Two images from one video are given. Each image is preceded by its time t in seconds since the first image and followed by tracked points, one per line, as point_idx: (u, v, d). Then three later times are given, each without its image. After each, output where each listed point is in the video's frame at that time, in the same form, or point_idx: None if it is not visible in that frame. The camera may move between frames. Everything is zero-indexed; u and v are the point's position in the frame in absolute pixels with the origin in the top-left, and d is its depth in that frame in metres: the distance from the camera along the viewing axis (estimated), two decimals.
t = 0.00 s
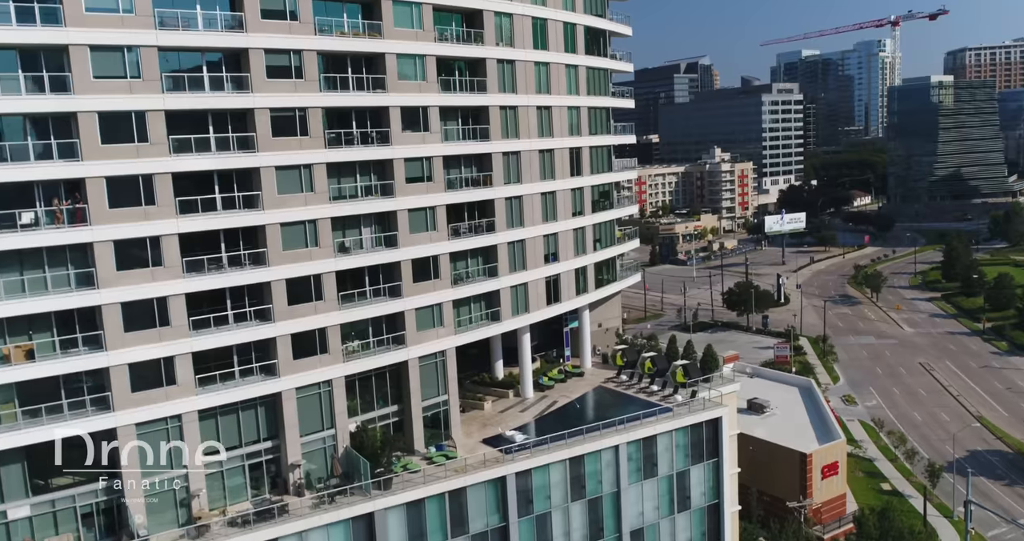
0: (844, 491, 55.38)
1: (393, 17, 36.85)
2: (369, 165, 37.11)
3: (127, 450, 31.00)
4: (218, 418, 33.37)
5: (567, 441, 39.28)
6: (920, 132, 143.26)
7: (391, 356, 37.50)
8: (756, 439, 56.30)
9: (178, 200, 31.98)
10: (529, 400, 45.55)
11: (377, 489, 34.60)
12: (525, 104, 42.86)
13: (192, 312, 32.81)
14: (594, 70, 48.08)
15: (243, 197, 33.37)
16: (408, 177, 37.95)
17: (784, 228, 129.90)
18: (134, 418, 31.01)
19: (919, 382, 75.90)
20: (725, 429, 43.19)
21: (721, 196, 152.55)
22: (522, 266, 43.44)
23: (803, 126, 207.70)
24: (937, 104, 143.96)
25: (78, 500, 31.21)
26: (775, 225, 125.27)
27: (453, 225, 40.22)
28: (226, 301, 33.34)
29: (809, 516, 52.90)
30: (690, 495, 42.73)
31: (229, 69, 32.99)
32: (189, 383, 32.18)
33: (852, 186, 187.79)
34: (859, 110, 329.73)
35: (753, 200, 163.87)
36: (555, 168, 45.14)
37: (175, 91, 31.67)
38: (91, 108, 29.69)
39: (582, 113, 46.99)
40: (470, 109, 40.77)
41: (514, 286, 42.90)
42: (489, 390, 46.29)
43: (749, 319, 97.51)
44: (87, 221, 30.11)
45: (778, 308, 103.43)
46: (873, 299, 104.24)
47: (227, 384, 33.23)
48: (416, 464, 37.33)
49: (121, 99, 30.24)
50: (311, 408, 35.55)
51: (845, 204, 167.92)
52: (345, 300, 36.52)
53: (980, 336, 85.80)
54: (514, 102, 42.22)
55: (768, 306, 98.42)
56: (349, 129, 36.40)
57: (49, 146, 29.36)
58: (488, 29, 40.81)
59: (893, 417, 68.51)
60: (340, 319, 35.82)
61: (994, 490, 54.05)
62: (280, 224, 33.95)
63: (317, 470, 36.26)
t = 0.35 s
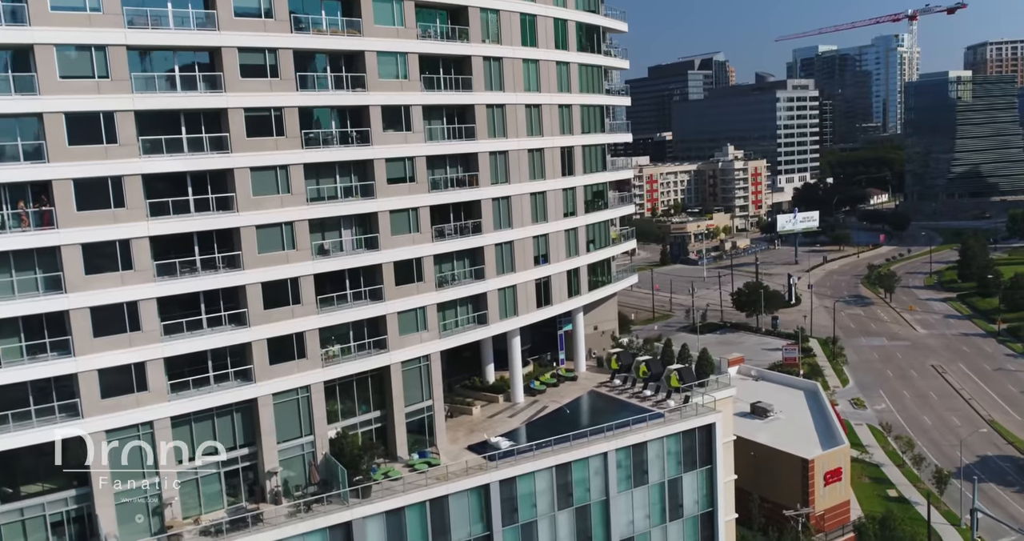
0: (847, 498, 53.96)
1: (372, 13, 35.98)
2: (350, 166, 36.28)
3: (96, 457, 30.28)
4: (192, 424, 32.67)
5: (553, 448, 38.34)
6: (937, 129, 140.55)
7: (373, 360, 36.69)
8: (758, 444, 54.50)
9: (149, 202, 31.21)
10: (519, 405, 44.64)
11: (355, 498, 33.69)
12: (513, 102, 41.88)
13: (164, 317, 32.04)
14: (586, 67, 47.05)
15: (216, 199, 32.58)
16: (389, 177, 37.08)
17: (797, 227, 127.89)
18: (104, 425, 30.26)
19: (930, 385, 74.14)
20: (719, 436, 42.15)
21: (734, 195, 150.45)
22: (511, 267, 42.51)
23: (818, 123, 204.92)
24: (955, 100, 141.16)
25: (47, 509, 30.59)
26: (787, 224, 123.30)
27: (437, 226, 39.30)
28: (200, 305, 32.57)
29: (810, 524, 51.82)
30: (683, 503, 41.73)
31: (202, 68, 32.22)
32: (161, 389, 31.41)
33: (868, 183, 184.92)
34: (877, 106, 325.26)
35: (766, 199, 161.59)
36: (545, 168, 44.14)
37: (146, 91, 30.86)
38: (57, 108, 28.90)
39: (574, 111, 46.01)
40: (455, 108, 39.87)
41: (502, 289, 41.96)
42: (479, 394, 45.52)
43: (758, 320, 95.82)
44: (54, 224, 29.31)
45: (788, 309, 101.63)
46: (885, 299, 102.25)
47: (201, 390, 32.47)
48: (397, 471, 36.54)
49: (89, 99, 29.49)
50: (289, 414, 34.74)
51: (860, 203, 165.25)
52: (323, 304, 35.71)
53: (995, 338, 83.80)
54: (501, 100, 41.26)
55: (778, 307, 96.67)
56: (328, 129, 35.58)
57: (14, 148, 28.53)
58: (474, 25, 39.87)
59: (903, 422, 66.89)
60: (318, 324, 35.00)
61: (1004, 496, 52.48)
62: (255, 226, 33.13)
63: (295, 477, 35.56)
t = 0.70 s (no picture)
0: (851, 505, 52.36)
1: (349, 11, 35.20)
2: (326, 167, 35.51)
3: (64, 465, 29.48)
4: (164, 431, 31.94)
5: (537, 455, 37.34)
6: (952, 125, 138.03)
7: (351, 366, 35.87)
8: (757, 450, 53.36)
9: (117, 205, 30.47)
10: (507, 410, 43.77)
11: (331, 507, 32.80)
12: (497, 101, 40.97)
13: (133, 322, 31.28)
14: (575, 65, 46.09)
15: (187, 201, 31.85)
16: (368, 178, 36.28)
17: (808, 226, 125.96)
18: (71, 433, 29.47)
19: (941, 388, 72.42)
20: (711, 442, 41.02)
21: (746, 193, 148.48)
22: (498, 270, 41.61)
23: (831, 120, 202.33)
24: (971, 96, 138.55)
25: (13, 518, 29.90)
26: (798, 223, 121.43)
27: (419, 228, 38.44)
28: (171, 310, 31.84)
29: (808, 532, 50.35)
30: (673, 512, 40.64)
31: (171, 67, 31.45)
32: (130, 396, 30.63)
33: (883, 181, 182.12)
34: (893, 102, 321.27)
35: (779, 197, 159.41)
36: (533, 168, 43.19)
37: (113, 91, 30.09)
38: (20, 109, 28.14)
39: (563, 110, 45.09)
40: (437, 107, 39.06)
41: (487, 291, 41.07)
42: (467, 399, 44.68)
43: (766, 321, 94.18)
44: (17, 227, 28.45)
45: (797, 309, 99.87)
46: (897, 300, 100.29)
47: (173, 396, 31.73)
48: (376, 479, 35.69)
49: (53, 100, 28.71)
50: (264, 420, 33.95)
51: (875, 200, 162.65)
52: (299, 308, 34.94)
53: (1008, 339, 81.87)
54: (485, 98, 40.38)
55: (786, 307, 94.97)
56: (304, 130, 34.84)
57: None
58: (456, 22, 39.05)
59: (911, 425, 65.19)
60: (294, 329, 34.22)
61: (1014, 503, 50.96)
62: (227, 229, 32.37)
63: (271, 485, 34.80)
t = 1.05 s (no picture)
0: (852, 512, 50.84)
1: (323, 8, 34.24)
2: (300, 168, 34.61)
3: (28, 475, 28.71)
4: (131, 441, 31.12)
5: (519, 464, 36.30)
6: (969, 121, 135.27)
7: (327, 372, 35.01)
8: (756, 456, 51.84)
9: (81, 208, 29.67)
10: (493, 416, 42.76)
11: (303, 517, 31.91)
12: (481, 100, 39.92)
13: (99, 327, 30.53)
14: (565, 62, 44.94)
15: (154, 204, 31.07)
16: (345, 180, 35.38)
17: (820, 225, 123.77)
18: (33, 441, 28.71)
19: (951, 391, 70.65)
20: (701, 450, 39.87)
21: (758, 191, 146.25)
22: (482, 272, 40.60)
23: (846, 117, 199.44)
24: (988, 91, 135.66)
25: None
26: (809, 221, 119.38)
27: (398, 230, 37.49)
28: (139, 315, 31.08)
29: None
30: (662, 520, 39.51)
31: (137, 67, 30.57)
32: (95, 404, 29.88)
33: (899, 178, 179.09)
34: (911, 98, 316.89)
35: (791, 195, 157.00)
36: (519, 168, 42.12)
37: (75, 93, 29.23)
38: None
39: (551, 108, 43.96)
40: (418, 106, 38.12)
41: (471, 295, 40.08)
42: (453, 405, 43.91)
43: (774, 321, 92.49)
44: None
45: (806, 310, 98.04)
46: (909, 300, 98.24)
47: (140, 404, 30.98)
48: (352, 488, 34.79)
49: (12, 102, 27.85)
50: (236, 428, 33.15)
51: (889, 198, 159.85)
52: (272, 313, 34.12)
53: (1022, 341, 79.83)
54: (468, 97, 39.35)
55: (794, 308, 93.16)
56: (277, 130, 34.01)
57: None
58: (437, 20, 38.04)
59: (918, 430, 63.55)
60: (266, 334, 33.39)
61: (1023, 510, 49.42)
62: (196, 233, 31.59)
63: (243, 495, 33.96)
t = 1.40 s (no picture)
0: (852, 520, 49.14)
1: (294, 6, 33.29)
2: (272, 169, 33.75)
3: None
4: (96, 450, 30.28)
5: (499, 473, 35.26)
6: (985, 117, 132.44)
7: (301, 379, 34.15)
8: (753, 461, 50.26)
9: (41, 213, 28.93)
10: (478, 423, 41.74)
11: (273, 529, 31.17)
12: (464, 99, 38.88)
13: (62, 335, 29.82)
14: (552, 59, 43.76)
15: (118, 208, 30.28)
16: (319, 182, 34.49)
17: (832, 223, 121.58)
18: None
19: (961, 394, 68.85)
20: (690, 458, 38.72)
21: (770, 189, 143.97)
22: (465, 275, 39.62)
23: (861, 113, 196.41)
24: (1006, 87, 132.71)
25: None
26: (820, 220, 117.27)
27: (376, 233, 36.57)
28: (103, 322, 30.34)
29: None
30: (650, 531, 38.37)
31: (100, 66, 29.77)
32: (57, 413, 29.16)
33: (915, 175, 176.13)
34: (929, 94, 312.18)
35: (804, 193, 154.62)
36: (505, 168, 41.05)
37: (35, 94, 28.47)
38: None
39: (538, 107, 42.87)
40: (397, 106, 37.15)
41: (453, 299, 39.10)
42: (438, 411, 42.96)
43: (782, 322, 90.76)
44: None
45: (815, 310, 96.18)
46: (921, 300, 96.15)
47: (105, 413, 30.26)
48: (327, 498, 33.93)
49: None
50: (207, 436, 32.37)
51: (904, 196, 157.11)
52: (242, 319, 33.30)
53: None
54: (449, 96, 38.32)
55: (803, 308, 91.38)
56: (248, 131, 33.19)
57: None
58: (416, 17, 37.04)
59: (926, 435, 61.90)
60: (236, 341, 32.58)
61: None
62: (162, 237, 30.79)
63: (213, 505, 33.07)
